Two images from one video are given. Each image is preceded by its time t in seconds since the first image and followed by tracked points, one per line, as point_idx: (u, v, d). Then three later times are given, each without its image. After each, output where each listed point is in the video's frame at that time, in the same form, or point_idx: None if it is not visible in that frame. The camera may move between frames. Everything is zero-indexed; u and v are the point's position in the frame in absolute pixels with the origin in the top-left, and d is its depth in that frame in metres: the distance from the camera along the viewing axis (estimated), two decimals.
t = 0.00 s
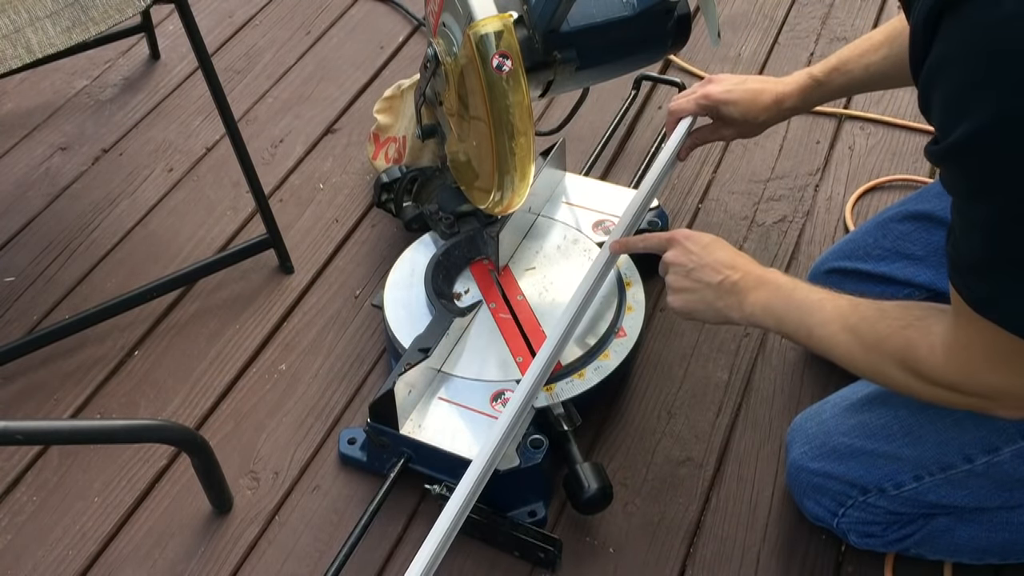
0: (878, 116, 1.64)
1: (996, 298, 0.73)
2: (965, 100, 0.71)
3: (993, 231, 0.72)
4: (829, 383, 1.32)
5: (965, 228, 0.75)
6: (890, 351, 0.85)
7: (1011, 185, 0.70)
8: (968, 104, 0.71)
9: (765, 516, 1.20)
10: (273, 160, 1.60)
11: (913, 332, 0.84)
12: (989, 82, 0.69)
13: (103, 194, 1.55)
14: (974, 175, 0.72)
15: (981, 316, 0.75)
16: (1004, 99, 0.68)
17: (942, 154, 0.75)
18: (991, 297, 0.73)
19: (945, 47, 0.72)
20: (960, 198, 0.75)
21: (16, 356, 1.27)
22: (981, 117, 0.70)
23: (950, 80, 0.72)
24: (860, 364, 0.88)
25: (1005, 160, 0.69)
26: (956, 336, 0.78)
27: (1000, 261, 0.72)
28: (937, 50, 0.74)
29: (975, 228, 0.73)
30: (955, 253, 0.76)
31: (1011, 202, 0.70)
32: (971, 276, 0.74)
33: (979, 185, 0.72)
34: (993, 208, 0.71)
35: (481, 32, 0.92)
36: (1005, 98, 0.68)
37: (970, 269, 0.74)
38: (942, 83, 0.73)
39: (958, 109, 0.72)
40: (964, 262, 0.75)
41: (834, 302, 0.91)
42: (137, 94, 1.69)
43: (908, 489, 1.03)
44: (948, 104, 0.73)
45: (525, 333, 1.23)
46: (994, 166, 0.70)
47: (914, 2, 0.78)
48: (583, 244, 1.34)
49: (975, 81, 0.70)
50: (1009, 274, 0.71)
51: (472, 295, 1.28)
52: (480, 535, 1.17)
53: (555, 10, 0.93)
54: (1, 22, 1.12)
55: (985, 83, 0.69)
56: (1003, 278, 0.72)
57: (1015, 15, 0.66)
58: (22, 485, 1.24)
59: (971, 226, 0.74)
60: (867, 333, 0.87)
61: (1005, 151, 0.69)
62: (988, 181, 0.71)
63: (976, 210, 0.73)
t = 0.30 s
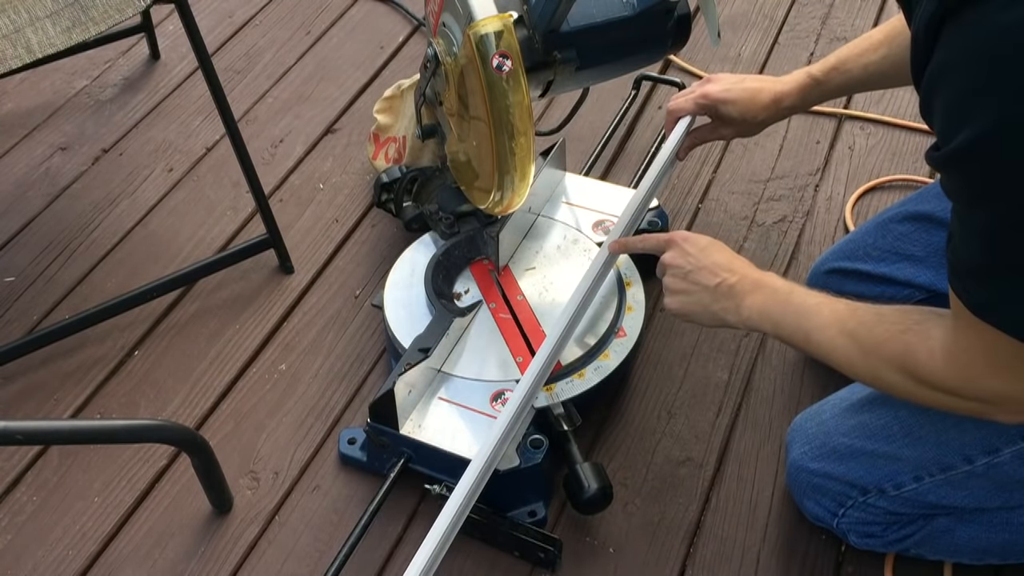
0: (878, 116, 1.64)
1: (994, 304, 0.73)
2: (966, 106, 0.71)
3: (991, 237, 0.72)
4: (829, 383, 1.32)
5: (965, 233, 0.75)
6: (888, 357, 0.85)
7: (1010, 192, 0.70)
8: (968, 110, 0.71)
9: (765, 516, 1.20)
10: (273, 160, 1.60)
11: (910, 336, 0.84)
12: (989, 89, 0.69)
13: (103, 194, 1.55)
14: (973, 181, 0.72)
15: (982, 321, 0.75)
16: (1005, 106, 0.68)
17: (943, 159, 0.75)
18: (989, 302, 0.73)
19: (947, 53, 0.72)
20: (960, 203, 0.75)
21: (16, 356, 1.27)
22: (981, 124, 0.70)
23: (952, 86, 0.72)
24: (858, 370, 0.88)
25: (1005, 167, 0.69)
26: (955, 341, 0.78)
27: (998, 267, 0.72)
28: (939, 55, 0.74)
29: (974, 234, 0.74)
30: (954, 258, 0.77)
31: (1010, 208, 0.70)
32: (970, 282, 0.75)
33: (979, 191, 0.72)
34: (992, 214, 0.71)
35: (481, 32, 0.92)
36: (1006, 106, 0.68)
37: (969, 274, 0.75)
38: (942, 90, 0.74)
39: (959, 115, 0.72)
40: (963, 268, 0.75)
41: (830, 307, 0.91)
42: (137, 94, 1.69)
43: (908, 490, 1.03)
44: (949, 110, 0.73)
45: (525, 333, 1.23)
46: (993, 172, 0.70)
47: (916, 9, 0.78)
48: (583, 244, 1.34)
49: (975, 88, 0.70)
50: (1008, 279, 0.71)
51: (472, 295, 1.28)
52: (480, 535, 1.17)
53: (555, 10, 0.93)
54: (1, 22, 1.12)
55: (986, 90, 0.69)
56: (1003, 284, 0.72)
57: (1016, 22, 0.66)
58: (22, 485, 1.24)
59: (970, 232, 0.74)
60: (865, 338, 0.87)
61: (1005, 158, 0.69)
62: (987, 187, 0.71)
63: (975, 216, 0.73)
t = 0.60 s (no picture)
0: (877, 116, 1.64)
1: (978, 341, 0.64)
2: (970, 115, 0.62)
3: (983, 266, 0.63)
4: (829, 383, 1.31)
5: (945, 259, 0.65)
6: (838, 430, 0.76)
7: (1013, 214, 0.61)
8: (971, 122, 0.62)
9: (765, 516, 1.19)
10: (273, 160, 1.60)
11: (863, 400, 0.75)
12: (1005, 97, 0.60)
13: (103, 194, 1.55)
14: (968, 201, 0.63)
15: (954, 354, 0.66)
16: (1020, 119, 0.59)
17: (930, 175, 0.66)
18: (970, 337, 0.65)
19: (949, 58, 0.63)
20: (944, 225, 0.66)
21: (15, 356, 1.27)
22: (987, 136, 0.61)
23: (953, 95, 0.63)
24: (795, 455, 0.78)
25: (1011, 188, 0.61)
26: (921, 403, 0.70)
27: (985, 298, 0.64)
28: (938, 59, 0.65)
29: (960, 260, 0.64)
30: (926, 285, 0.67)
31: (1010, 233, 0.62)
32: (950, 312, 0.65)
33: (973, 212, 0.63)
34: (986, 239, 0.63)
35: (481, 33, 0.92)
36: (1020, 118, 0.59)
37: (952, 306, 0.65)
38: (942, 97, 0.64)
39: (958, 126, 0.63)
40: (941, 298, 0.66)
41: (746, 394, 0.81)
42: (137, 94, 1.69)
43: (908, 490, 1.03)
44: (945, 121, 0.64)
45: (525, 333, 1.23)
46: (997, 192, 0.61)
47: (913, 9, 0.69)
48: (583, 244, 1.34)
49: (984, 95, 0.61)
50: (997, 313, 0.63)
51: (472, 295, 1.28)
52: (480, 535, 1.17)
53: (555, 10, 0.94)
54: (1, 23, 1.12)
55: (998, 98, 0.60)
56: (993, 321, 0.63)
57: None
58: (22, 485, 1.24)
59: (951, 257, 0.65)
60: (798, 420, 0.77)
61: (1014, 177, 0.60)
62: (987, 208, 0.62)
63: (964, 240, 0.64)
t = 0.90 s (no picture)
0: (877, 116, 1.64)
1: (902, 348, 0.61)
2: (929, 104, 0.58)
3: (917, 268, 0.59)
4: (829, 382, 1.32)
5: (873, 256, 0.61)
6: (703, 468, 0.77)
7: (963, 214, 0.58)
8: (929, 111, 0.58)
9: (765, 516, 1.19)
10: (273, 159, 1.60)
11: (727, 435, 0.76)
12: (977, 90, 0.56)
13: (103, 194, 1.55)
14: (913, 200, 0.59)
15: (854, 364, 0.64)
16: (989, 115, 0.55)
17: (867, 167, 0.62)
18: (894, 341, 0.61)
19: (913, 47, 0.60)
20: (874, 220, 0.61)
21: (15, 356, 1.27)
22: (948, 127, 0.56)
23: (917, 84, 0.59)
24: (659, 502, 0.79)
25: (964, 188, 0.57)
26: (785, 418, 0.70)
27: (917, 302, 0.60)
28: (905, 49, 0.61)
29: (898, 261, 0.60)
30: (847, 285, 0.64)
31: (954, 234, 0.58)
32: (874, 315, 0.62)
33: (913, 207, 0.59)
34: (925, 239, 0.59)
35: (481, 32, 0.92)
36: (988, 113, 0.55)
37: (880, 307, 0.62)
38: (905, 84, 0.60)
39: (914, 114, 0.59)
40: (864, 299, 0.63)
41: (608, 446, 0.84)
42: (137, 94, 1.69)
43: (907, 490, 1.02)
44: (899, 110, 0.60)
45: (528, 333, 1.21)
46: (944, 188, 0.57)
47: None
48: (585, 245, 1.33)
49: (954, 84, 0.57)
50: (927, 319, 0.60)
51: (471, 295, 1.28)
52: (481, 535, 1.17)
53: (555, 10, 0.94)
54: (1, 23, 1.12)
55: (968, 90, 0.56)
56: (921, 330, 0.61)
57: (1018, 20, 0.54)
58: (22, 485, 1.24)
59: (881, 254, 0.61)
60: (654, 463, 0.79)
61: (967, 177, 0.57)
62: (932, 206, 0.58)
63: (895, 237, 0.60)
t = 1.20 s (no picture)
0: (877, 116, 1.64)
1: (856, 341, 0.61)
2: (894, 97, 0.58)
3: (871, 258, 0.59)
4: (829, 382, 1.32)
5: (829, 246, 0.62)
6: (645, 458, 0.77)
7: (918, 206, 0.57)
8: (894, 103, 0.58)
9: (766, 516, 1.20)
10: (273, 159, 1.60)
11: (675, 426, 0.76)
12: (942, 83, 0.56)
13: (103, 194, 1.55)
14: (874, 190, 0.59)
15: (807, 355, 0.64)
16: (950, 108, 0.55)
17: (830, 157, 0.62)
18: (845, 333, 0.61)
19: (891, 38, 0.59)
20: (833, 210, 0.62)
21: (15, 356, 1.27)
22: (908, 118, 0.57)
23: (886, 76, 0.59)
24: (603, 492, 0.80)
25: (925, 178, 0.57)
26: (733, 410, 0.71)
27: (870, 293, 0.60)
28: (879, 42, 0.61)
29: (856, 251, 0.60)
30: (803, 273, 0.64)
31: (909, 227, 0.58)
32: (826, 305, 0.62)
33: (875, 199, 0.59)
34: (880, 230, 0.59)
35: (481, 33, 0.92)
36: (950, 105, 0.55)
37: (836, 299, 0.62)
38: (876, 77, 0.60)
39: (878, 106, 0.59)
40: (817, 289, 0.63)
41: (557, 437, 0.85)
42: (137, 94, 1.69)
43: (906, 490, 1.02)
44: (866, 102, 0.60)
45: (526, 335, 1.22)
46: (902, 180, 0.57)
47: None
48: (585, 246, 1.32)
49: (920, 76, 0.57)
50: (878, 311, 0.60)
51: (472, 295, 1.28)
52: (481, 535, 1.17)
53: (555, 10, 0.94)
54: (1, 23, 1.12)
55: (933, 83, 0.56)
56: (874, 320, 0.60)
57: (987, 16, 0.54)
58: (22, 485, 1.24)
59: (837, 244, 0.61)
60: (600, 454, 0.80)
61: (925, 169, 0.56)
62: (889, 197, 0.58)
63: (850, 227, 0.60)
